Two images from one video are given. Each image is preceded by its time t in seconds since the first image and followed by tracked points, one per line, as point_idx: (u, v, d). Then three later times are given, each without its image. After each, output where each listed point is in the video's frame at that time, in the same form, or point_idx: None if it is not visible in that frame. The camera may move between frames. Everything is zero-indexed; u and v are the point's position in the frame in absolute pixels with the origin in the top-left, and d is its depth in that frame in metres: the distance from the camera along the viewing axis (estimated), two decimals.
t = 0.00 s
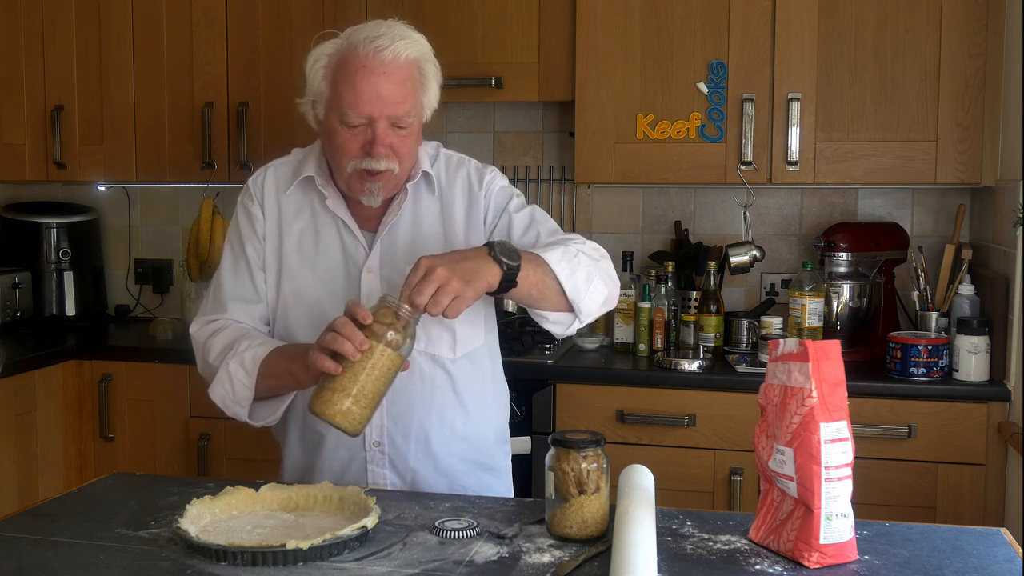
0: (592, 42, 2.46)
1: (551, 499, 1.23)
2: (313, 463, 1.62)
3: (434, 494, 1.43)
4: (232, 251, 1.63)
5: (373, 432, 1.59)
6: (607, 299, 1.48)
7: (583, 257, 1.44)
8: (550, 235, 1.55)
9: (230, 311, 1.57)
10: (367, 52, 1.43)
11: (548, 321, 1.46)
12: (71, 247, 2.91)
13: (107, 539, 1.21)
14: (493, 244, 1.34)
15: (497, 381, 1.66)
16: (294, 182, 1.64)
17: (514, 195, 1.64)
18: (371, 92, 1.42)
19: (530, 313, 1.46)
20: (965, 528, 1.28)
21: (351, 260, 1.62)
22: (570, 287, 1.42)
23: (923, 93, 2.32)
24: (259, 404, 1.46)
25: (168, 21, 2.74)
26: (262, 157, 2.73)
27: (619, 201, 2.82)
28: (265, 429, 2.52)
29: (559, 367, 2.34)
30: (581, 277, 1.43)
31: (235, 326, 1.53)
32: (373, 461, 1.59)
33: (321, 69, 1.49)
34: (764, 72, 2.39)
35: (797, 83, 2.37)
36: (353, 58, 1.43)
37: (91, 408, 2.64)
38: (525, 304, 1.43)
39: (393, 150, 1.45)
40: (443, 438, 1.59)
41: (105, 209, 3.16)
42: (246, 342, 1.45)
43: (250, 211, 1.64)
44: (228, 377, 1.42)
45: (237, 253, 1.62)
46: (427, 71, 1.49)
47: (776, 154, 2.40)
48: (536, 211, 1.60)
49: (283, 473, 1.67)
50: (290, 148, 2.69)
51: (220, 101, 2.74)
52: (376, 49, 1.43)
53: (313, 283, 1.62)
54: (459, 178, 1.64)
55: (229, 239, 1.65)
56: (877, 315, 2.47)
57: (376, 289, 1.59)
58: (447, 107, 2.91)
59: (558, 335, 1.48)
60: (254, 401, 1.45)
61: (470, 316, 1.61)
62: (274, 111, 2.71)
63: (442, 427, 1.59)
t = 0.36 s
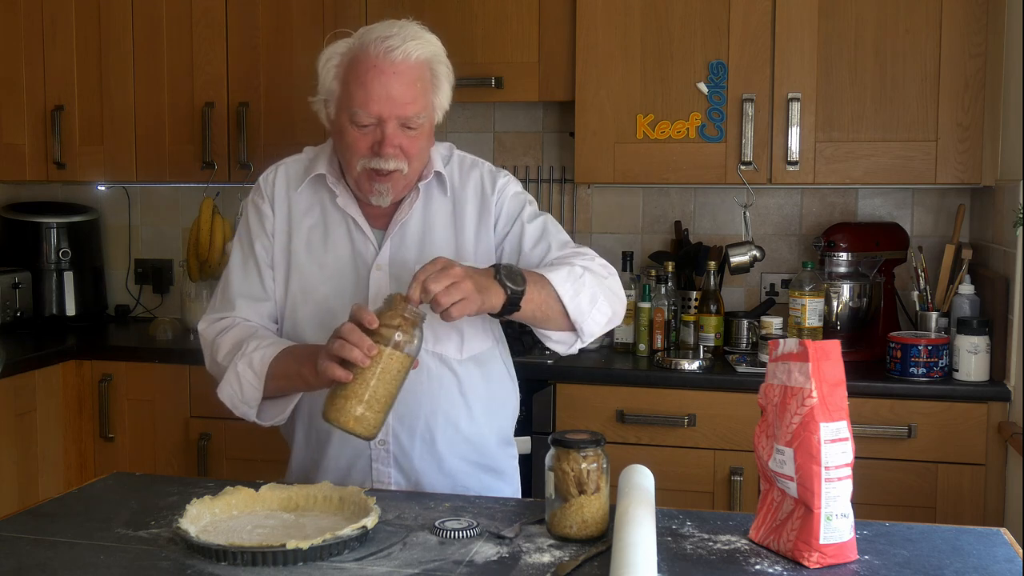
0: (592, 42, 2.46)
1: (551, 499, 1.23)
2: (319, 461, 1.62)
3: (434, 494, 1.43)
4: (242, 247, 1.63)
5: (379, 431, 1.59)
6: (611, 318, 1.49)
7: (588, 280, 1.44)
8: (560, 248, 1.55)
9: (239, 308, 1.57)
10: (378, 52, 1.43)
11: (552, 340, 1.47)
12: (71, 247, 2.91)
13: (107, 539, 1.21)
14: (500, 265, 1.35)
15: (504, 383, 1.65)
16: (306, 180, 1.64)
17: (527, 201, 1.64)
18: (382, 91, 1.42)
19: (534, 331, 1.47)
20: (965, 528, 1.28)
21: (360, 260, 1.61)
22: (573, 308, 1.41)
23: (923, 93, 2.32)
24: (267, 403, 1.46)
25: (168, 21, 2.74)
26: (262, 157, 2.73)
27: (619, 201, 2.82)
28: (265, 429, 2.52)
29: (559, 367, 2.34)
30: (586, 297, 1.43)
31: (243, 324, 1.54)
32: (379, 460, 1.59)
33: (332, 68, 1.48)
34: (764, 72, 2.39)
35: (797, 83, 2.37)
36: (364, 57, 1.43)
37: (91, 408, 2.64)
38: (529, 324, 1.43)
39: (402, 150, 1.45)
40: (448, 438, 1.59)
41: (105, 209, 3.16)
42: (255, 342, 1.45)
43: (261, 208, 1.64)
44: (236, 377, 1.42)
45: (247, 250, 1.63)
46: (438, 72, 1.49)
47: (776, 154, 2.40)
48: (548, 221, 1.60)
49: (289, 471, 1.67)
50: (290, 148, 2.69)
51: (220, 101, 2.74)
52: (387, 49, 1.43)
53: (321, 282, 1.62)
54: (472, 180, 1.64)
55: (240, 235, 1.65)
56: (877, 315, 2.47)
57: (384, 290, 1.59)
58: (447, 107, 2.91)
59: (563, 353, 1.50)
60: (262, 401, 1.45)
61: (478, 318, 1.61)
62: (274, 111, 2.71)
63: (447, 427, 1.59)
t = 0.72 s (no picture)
0: (592, 42, 2.46)
1: (551, 500, 1.23)
2: (325, 462, 1.63)
3: (434, 494, 1.42)
4: (248, 248, 1.64)
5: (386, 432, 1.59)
6: (614, 323, 1.49)
7: (592, 283, 1.44)
8: (565, 251, 1.56)
9: (245, 309, 1.57)
10: (381, 53, 1.43)
11: (553, 341, 1.48)
12: (71, 247, 2.91)
13: (107, 539, 1.21)
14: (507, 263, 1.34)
15: (511, 384, 1.65)
16: (310, 182, 1.65)
17: (531, 204, 1.64)
18: (386, 93, 1.42)
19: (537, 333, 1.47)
20: (965, 528, 1.28)
21: (365, 260, 1.61)
22: (577, 311, 1.42)
23: (923, 93, 2.32)
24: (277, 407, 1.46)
25: (168, 21, 2.74)
26: (262, 158, 2.73)
27: (619, 201, 2.82)
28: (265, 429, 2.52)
29: (559, 367, 2.34)
30: (589, 300, 1.43)
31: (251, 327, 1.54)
32: (384, 461, 1.59)
33: (337, 70, 1.49)
34: (764, 72, 2.39)
35: (797, 83, 2.37)
36: (367, 58, 1.43)
37: (91, 408, 2.64)
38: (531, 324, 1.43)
39: (407, 152, 1.45)
40: (455, 439, 1.59)
41: (105, 209, 3.16)
42: (265, 346, 1.44)
43: (267, 209, 1.65)
44: (246, 383, 1.43)
45: (253, 251, 1.63)
46: (442, 72, 1.49)
47: (776, 154, 2.40)
48: (553, 224, 1.60)
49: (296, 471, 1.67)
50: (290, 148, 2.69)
51: (220, 101, 2.74)
52: (391, 50, 1.43)
53: (327, 282, 1.61)
54: (477, 180, 1.64)
55: (246, 236, 1.65)
56: (877, 315, 2.47)
57: (390, 290, 1.58)
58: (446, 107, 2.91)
59: (563, 356, 1.50)
60: (272, 404, 1.45)
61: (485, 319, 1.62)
62: (274, 111, 2.71)
63: (453, 428, 1.59)
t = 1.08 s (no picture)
0: (592, 42, 2.46)
1: (551, 500, 1.23)
2: (326, 461, 1.64)
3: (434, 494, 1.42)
4: (250, 248, 1.65)
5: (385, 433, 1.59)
6: (610, 338, 1.48)
7: (590, 299, 1.44)
8: (563, 260, 1.56)
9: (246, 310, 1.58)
10: (372, 57, 1.43)
11: (549, 356, 1.47)
12: (71, 247, 2.91)
13: (107, 539, 1.21)
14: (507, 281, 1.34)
15: (512, 386, 1.65)
16: (311, 182, 1.65)
17: (532, 208, 1.64)
18: (377, 97, 1.41)
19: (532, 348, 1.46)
20: (965, 528, 1.28)
21: (365, 261, 1.61)
22: (574, 326, 1.41)
23: (923, 93, 2.32)
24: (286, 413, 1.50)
25: (168, 21, 2.74)
26: (262, 158, 2.73)
27: (619, 201, 2.82)
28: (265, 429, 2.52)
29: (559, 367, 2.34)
30: (587, 315, 1.43)
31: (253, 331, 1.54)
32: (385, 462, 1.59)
33: (330, 73, 1.49)
34: (764, 72, 2.39)
35: (797, 83, 2.37)
36: (358, 63, 1.43)
37: (91, 408, 2.64)
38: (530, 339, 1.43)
39: (401, 156, 1.45)
40: (454, 440, 1.60)
41: (105, 209, 3.16)
42: (275, 360, 1.44)
43: (268, 210, 1.65)
44: (257, 397, 1.43)
45: (255, 253, 1.64)
46: (435, 74, 1.48)
47: (776, 154, 2.40)
48: (554, 232, 1.60)
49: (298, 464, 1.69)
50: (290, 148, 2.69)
51: (220, 101, 2.74)
52: (381, 54, 1.43)
53: (328, 284, 1.62)
54: (478, 181, 1.64)
55: (248, 237, 1.66)
56: (877, 315, 2.47)
57: (389, 293, 1.59)
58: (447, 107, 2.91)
59: (559, 370, 1.49)
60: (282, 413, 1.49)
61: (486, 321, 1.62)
62: (274, 111, 2.71)
63: (452, 430, 1.60)
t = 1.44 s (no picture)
0: (592, 42, 2.46)
1: (551, 500, 1.23)
2: (338, 467, 1.63)
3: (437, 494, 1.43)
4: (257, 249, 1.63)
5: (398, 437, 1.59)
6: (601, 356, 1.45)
7: (593, 323, 1.41)
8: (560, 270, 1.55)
9: (254, 309, 1.57)
10: (364, 58, 1.42)
11: (543, 376, 1.44)
12: (71, 247, 2.91)
13: (107, 539, 1.21)
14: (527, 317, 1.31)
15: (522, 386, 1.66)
16: (318, 186, 1.65)
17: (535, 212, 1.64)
18: (372, 98, 1.41)
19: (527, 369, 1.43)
20: (965, 528, 1.28)
21: (375, 264, 1.62)
22: (577, 354, 1.38)
23: (923, 93, 2.32)
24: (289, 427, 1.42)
25: (168, 21, 2.74)
26: (262, 158, 2.73)
27: (619, 201, 2.82)
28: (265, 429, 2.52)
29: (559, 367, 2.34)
30: (590, 342, 1.39)
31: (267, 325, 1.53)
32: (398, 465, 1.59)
33: (326, 77, 1.50)
34: (764, 72, 2.39)
35: (797, 83, 2.37)
36: (351, 64, 1.43)
37: (91, 408, 2.63)
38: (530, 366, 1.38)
39: (400, 155, 1.45)
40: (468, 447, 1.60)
41: (105, 209, 3.16)
42: (288, 368, 1.38)
43: (276, 210, 1.64)
44: (263, 402, 1.37)
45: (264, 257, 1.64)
46: (431, 72, 1.48)
47: (776, 154, 2.40)
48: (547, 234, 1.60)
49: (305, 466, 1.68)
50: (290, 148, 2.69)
51: (220, 101, 2.74)
52: (372, 54, 1.42)
53: (338, 286, 1.62)
54: (481, 183, 1.64)
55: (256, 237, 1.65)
56: (877, 315, 2.47)
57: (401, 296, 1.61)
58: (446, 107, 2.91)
59: (550, 389, 1.46)
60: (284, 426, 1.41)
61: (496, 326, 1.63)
62: (274, 111, 2.71)
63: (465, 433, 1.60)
